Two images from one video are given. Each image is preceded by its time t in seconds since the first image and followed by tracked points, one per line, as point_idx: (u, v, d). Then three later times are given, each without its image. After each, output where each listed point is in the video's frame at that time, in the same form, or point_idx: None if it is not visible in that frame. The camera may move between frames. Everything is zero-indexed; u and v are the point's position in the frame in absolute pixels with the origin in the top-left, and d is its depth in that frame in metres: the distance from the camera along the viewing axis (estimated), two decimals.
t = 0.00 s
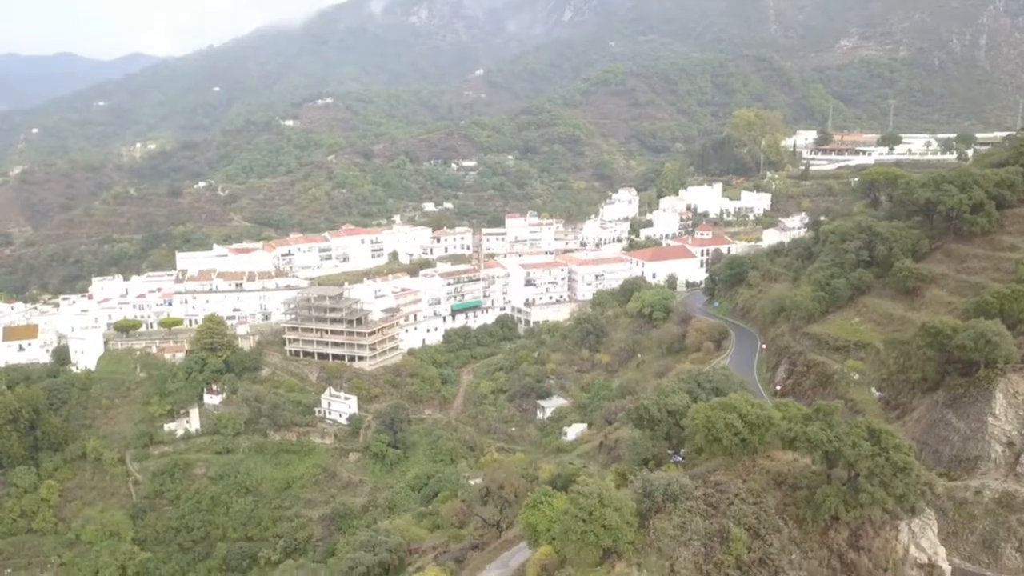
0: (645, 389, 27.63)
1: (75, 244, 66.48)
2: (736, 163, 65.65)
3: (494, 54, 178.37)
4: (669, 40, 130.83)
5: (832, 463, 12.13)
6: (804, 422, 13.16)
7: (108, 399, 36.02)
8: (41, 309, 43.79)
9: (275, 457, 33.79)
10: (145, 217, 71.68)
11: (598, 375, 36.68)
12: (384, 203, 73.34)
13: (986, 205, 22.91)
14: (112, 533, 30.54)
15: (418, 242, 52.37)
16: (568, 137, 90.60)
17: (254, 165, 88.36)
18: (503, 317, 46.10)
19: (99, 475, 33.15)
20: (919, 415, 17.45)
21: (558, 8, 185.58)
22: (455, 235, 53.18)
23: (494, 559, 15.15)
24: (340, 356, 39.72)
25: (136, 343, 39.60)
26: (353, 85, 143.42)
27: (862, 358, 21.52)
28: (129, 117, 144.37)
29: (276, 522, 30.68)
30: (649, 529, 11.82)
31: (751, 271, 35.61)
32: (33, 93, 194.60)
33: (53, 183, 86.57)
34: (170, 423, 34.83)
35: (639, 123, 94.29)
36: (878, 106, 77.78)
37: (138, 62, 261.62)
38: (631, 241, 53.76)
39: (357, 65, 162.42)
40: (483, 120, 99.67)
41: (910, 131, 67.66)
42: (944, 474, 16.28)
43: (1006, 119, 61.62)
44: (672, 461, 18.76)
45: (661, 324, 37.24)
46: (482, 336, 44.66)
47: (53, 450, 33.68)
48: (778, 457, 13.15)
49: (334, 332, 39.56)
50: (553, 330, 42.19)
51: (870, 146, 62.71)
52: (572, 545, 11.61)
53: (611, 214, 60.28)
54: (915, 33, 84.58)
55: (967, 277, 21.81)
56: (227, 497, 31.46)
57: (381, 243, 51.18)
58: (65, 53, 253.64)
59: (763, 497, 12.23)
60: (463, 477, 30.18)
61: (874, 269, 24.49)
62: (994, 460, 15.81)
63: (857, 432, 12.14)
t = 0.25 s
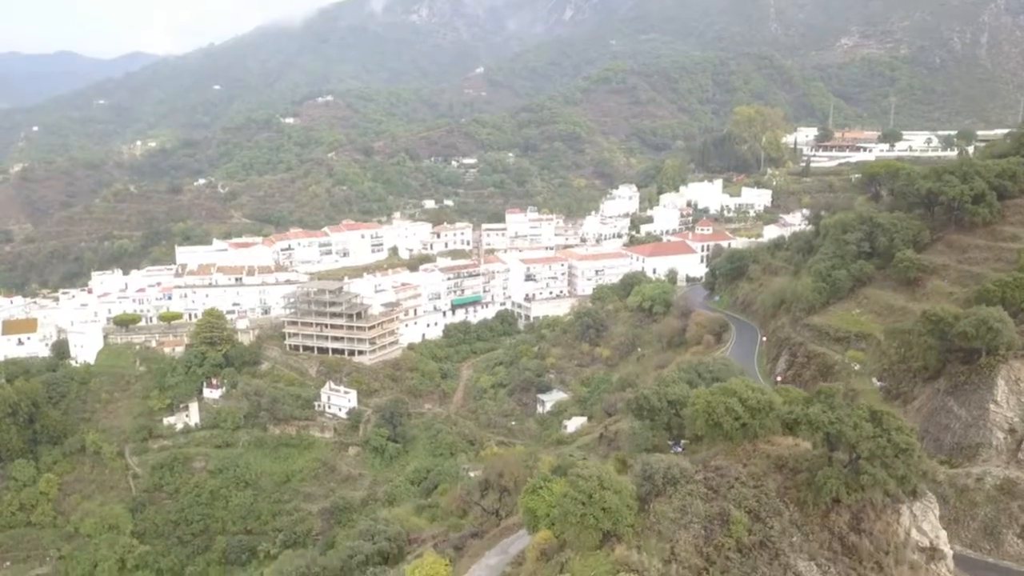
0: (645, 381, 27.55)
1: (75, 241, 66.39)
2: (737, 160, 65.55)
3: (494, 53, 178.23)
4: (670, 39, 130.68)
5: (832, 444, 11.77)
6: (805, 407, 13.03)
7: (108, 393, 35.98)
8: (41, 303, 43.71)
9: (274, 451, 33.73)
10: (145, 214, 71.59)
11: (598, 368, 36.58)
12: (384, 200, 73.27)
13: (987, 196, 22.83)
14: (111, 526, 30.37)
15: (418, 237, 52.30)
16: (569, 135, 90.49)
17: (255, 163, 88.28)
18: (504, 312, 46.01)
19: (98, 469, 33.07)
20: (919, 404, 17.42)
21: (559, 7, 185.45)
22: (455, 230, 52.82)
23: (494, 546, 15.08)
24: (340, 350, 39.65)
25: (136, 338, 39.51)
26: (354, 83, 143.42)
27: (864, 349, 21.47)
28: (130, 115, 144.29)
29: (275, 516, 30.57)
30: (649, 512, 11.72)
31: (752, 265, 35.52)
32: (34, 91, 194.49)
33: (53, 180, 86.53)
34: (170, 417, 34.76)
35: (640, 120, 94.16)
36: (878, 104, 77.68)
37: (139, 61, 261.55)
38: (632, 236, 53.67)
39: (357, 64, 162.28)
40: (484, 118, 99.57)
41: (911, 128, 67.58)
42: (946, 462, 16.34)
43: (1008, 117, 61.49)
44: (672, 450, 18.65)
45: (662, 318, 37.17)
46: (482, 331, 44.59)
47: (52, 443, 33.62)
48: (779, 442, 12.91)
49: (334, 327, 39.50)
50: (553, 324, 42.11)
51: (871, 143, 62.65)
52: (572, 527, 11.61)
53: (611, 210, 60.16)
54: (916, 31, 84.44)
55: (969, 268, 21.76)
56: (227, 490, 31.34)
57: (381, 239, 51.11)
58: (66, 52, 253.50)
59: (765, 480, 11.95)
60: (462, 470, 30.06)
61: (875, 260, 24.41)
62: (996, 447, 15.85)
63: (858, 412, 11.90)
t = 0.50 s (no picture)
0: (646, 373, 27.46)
1: (75, 238, 66.29)
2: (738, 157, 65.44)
3: (495, 52, 178.10)
4: (670, 37, 130.55)
5: (835, 426, 11.66)
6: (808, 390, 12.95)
7: (108, 387, 35.94)
8: (41, 298, 43.65)
9: (274, 446, 33.66)
10: (145, 212, 71.48)
11: (599, 362, 36.49)
12: (384, 198, 73.18)
13: (989, 186, 22.77)
14: (111, 520, 30.33)
15: (418, 233, 52.24)
16: (570, 133, 90.38)
17: (255, 160, 88.18)
18: (504, 307, 45.93)
19: (98, 463, 33.05)
20: (921, 392, 17.41)
21: (559, 6, 185.28)
22: (456, 226, 52.99)
23: (495, 532, 15.03)
24: (340, 345, 39.57)
25: (136, 332, 39.45)
26: (354, 82, 143.28)
27: (865, 339, 21.45)
28: (130, 114, 144.16)
29: (275, 510, 30.55)
30: (651, 495, 11.66)
31: (753, 259, 35.44)
32: (35, 90, 194.36)
33: (53, 177, 86.51)
34: (170, 411, 34.74)
35: (641, 119, 94.03)
36: (879, 102, 77.57)
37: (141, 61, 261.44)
38: (633, 232, 53.58)
39: (358, 63, 162.12)
40: (484, 116, 99.49)
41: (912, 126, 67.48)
42: (948, 449, 16.46)
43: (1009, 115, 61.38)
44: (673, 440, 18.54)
45: (663, 311, 37.10)
46: (483, 326, 44.48)
47: (52, 437, 33.57)
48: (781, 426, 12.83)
49: (334, 321, 39.39)
50: (554, 319, 42.05)
51: (871, 139, 62.51)
52: (573, 510, 11.58)
53: (612, 207, 60.00)
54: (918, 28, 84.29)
55: (971, 258, 21.73)
56: (226, 484, 31.33)
57: (382, 234, 51.02)
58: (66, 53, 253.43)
59: (767, 463, 11.85)
60: (463, 463, 29.98)
61: (876, 251, 24.34)
62: (998, 433, 15.92)
63: (861, 393, 11.80)
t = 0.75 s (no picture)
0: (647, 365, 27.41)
1: (76, 236, 66.32)
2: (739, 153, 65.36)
3: (495, 50, 178.01)
4: (671, 35, 130.46)
5: (839, 407, 11.56)
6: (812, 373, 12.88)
7: (109, 381, 35.90)
8: (42, 293, 43.65)
9: (275, 440, 33.55)
10: (146, 209, 71.54)
11: (601, 356, 36.43)
12: (385, 196, 73.19)
13: (992, 175, 22.69)
14: (112, 515, 30.29)
15: (419, 228, 52.19)
16: (571, 131, 90.30)
17: (256, 159, 88.17)
18: (506, 302, 45.89)
19: (99, 458, 32.97)
20: (924, 379, 17.32)
21: (560, 4, 185.11)
22: (457, 222, 53.02)
23: (496, 519, 14.98)
24: (342, 339, 39.52)
25: (137, 327, 39.43)
26: (355, 81, 143.17)
27: (868, 329, 21.37)
28: (131, 113, 144.22)
29: (276, 504, 30.52)
30: (654, 478, 11.61)
31: (755, 253, 35.36)
32: (36, 90, 194.46)
33: (54, 176, 86.51)
34: (171, 406, 34.76)
35: (642, 116, 93.96)
36: (880, 100, 77.47)
37: (142, 60, 261.56)
38: (634, 228, 53.51)
39: (359, 62, 162.14)
40: (485, 114, 99.45)
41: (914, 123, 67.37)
42: (952, 435, 16.28)
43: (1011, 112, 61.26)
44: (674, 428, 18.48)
45: (664, 305, 37.03)
46: (484, 321, 44.39)
47: (53, 432, 33.56)
48: (785, 410, 12.74)
49: (335, 316, 39.39)
50: (556, 313, 42.03)
51: (873, 135, 62.41)
52: (576, 494, 11.61)
53: (613, 202, 59.97)
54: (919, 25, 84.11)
55: (974, 248, 21.64)
56: (227, 478, 31.31)
57: (383, 229, 50.89)
58: (68, 53, 253.71)
59: (771, 446, 11.77)
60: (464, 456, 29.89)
61: (879, 242, 24.26)
62: (1003, 419, 15.73)
63: (866, 374, 11.71)
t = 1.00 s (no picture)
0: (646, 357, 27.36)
1: (75, 232, 66.20)
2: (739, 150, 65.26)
3: (495, 49, 177.94)
4: (671, 34, 130.40)
5: (839, 388, 11.48)
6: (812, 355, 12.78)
7: (107, 375, 35.82)
8: (41, 287, 43.55)
9: (274, 433, 33.43)
10: (146, 206, 71.47)
11: (600, 350, 36.40)
12: (385, 192, 73.13)
13: (993, 166, 22.62)
14: (111, 508, 30.20)
15: (419, 224, 52.12)
16: (570, 129, 90.21)
17: (256, 156, 88.07)
18: (505, 297, 45.83)
19: (98, 451, 32.85)
20: (924, 367, 17.27)
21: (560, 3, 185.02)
22: (456, 217, 52.95)
23: (494, 504, 14.92)
24: (341, 333, 39.46)
25: (136, 321, 39.35)
26: (355, 79, 143.07)
27: (868, 319, 21.29)
28: (131, 111, 144.04)
29: (275, 497, 30.47)
30: (652, 460, 11.55)
31: (755, 246, 35.29)
32: (36, 88, 194.21)
33: (53, 172, 86.42)
34: (170, 399, 34.67)
35: (642, 114, 93.91)
36: (880, 98, 77.46)
37: (141, 58, 261.27)
38: (634, 224, 53.43)
39: (358, 60, 162.00)
40: (485, 111, 99.40)
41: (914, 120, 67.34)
42: (952, 421, 16.27)
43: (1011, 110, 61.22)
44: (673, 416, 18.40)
45: (664, 298, 36.96)
46: (483, 316, 44.34)
47: (52, 425, 33.50)
48: (784, 393, 12.65)
49: (334, 310, 39.34)
50: (555, 308, 41.98)
51: (873, 132, 62.36)
52: (574, 477, 11.57)
53: (613, 198, 59.91)
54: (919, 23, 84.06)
55: (975, 238, 21.57)
56: (226, 472, 31.24)
57: (382, 224, 50.77)
58: (68, 52, 253.60)
59: (770, 428, 11.69)
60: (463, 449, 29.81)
61: (879, 232, 24.18)
62: (1003, 405, 15.70)
63: (866, 354, 11.61)
